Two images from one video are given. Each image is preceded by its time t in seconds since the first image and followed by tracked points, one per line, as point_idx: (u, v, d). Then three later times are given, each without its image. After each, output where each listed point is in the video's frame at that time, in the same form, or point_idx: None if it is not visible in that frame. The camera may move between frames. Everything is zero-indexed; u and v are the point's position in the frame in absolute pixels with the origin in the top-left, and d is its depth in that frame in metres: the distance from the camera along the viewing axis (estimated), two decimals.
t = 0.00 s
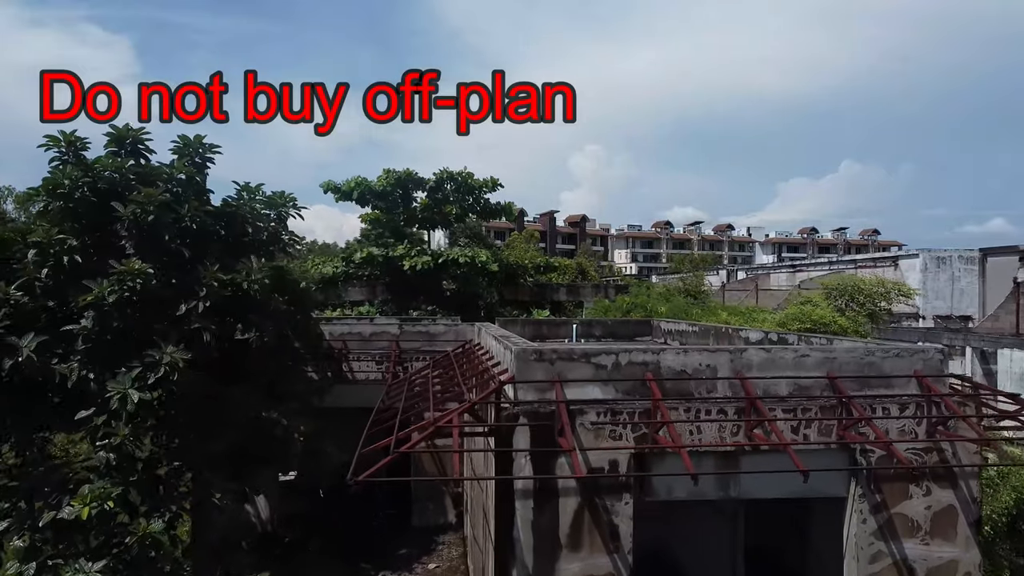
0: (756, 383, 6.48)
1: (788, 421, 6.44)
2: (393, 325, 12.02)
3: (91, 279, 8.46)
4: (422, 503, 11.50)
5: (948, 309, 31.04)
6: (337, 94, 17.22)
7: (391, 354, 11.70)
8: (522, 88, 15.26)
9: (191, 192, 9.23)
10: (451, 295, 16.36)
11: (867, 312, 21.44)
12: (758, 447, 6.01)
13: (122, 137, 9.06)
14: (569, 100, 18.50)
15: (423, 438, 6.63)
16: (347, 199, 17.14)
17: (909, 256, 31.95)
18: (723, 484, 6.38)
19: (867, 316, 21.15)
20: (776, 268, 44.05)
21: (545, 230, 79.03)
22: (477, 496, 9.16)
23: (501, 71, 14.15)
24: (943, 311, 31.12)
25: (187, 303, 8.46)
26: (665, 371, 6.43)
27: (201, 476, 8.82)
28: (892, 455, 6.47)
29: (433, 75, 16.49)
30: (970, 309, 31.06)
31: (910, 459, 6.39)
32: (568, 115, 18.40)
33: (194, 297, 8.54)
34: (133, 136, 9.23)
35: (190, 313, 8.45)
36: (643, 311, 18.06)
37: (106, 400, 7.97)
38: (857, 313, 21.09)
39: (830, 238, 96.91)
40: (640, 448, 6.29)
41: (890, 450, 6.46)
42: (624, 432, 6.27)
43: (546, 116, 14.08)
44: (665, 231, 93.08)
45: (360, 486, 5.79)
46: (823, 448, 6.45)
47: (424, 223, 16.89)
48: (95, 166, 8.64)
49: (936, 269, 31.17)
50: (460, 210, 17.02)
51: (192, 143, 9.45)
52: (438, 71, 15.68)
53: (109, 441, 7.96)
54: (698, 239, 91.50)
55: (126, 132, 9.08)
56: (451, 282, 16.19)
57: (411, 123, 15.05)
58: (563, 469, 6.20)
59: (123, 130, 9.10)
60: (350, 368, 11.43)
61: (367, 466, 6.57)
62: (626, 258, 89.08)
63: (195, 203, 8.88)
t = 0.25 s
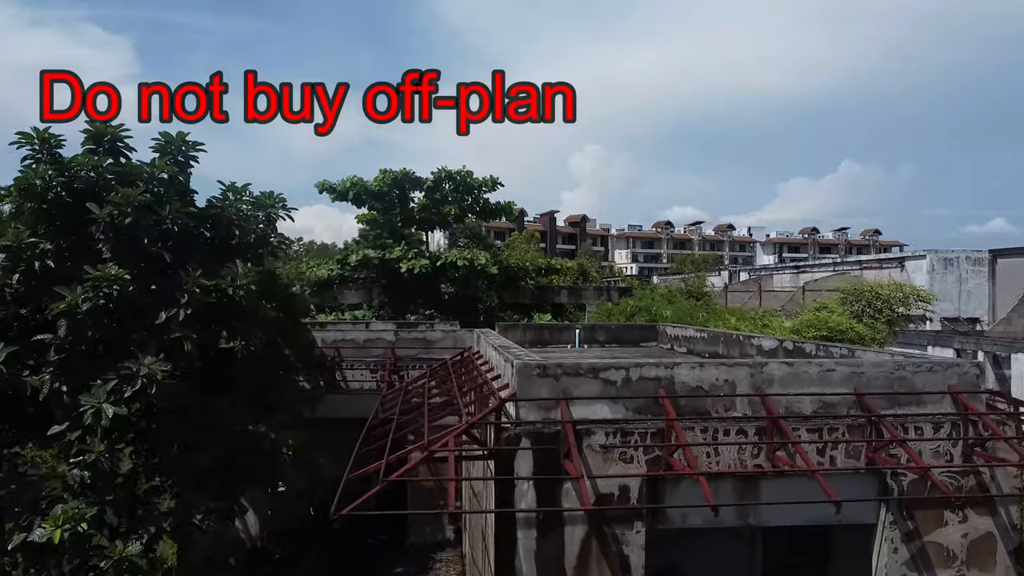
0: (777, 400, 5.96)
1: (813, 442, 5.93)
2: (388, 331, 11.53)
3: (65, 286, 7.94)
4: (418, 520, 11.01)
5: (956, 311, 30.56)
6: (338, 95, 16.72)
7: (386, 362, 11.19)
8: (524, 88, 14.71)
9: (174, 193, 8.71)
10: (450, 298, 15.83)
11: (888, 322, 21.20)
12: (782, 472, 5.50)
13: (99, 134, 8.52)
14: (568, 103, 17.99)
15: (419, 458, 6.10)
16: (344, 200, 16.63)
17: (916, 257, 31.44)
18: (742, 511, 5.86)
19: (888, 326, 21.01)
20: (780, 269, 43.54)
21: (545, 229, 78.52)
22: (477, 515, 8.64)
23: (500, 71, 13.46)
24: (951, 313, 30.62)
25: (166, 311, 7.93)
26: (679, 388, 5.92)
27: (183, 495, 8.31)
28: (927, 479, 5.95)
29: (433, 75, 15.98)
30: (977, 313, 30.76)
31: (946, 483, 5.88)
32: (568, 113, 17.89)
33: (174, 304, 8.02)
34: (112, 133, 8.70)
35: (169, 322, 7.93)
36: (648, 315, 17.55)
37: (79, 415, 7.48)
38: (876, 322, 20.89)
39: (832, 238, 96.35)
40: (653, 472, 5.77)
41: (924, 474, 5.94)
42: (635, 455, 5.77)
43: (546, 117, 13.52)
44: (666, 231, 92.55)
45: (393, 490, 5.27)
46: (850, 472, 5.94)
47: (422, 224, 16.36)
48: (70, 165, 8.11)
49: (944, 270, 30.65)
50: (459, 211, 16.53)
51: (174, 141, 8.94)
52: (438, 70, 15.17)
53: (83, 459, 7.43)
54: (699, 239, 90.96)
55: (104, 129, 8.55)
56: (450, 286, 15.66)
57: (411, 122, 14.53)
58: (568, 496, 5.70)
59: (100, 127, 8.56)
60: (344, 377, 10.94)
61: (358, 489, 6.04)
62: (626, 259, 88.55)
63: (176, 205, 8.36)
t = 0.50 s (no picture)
0: (801, 434, 5.47)
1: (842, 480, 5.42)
2: (383, 344, 10.98)
3: (36, 301, 7.46)
4: (415, 543, 10.53)
5: (964, 315, 30.06)
6: (337, 95, 16.24)
7: (381, 377, 10.66)
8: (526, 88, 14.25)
9: (154, 202, 8.22)
10: (448, 307, 15.39)
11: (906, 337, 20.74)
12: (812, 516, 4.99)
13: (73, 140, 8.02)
14: (569, 103, 17.63)
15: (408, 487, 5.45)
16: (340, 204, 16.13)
17: (923, 260, 30.92)
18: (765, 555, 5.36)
19: (905, 338, 20.53)
20: (783, 271, 43.05)
21: (545, 230, 78.06)
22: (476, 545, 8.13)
23: (501, 71, 13.10)
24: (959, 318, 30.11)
25: (144, 329, 7.43)
26: (696, 419, 5.43)
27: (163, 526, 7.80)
28: (966, 520, 5.45)
29: (433, 74, 15.46)
30: (985, 317, 30.32)
31: (988, 526, 5.38)
32: (567, 114, 17.39)
33: (153, 322, 7.52)
34: (88, 139, 8.20)
35: (147, 342, 7.43)
36: (652, 323, 17.03)
37: (50, 443, 6.93)
38: (894, 336, 20.37)
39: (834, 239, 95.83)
40: (667, 513, 5.28)
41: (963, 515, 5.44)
42: (648, 494, 5.27)
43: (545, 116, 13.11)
44: (667, 231, 92.06)
45: (396, 523, 4.66)
46: (883, 513, 5.43)
47: (420, 230, 15.84)
48: (42, 174, 7.63)
49: (951, 274, 30.13)
50: (458, 215, 16.04)
51: (154, 146, 8.44)
52: (439, 70, 14.67)
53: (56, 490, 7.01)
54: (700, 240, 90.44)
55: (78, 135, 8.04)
56: (448, 294, 15.22)
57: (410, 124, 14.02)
58: (575, 539, 5.21)
59: (75, 132, 8.05)
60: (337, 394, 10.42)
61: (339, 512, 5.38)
62: (627, 259, 88.06)
63: (156, 215, 7.86)
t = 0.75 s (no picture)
0: (832, 481, 4.99)
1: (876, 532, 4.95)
2: (378, 363, 10.51)
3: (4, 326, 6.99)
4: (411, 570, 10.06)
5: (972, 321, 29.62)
6: (338, 95, 15.78)
7: (375, 398, 10.18)
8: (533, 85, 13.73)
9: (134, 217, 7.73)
10: (446, 319, 14.88)
11: (928, 356, 19.50)
12: None
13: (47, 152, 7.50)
14: (568, 102, 17.06)
15: (397, 542, 4.91)
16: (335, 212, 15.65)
17: (930, 266, 30.46)
18: None
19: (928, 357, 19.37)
20: (786, 275, 42.62)
21: (544, 231, 77.59)
22: None
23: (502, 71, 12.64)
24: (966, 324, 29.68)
25: (119, 356, 6.94)
26: (717, 466, 4.94)
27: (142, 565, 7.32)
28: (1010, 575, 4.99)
29: (433, 74, 14.95)
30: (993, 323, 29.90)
31: None
32: (568, 115, 16.92)
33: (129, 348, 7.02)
34: (63, 150, 7.68)
35: (123, 369, 6.94)
36: (657, 334, 16.51)
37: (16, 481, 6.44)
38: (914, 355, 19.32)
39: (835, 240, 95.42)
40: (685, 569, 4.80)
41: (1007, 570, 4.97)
42: (664, 549, 4.79)
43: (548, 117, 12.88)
44: (667, 232, 91.63)
45: None
46: (920, 567, 4.96)
47: (417, 238, 15.40)
48: (11, 189, 7.14)
49: (959, 280, 29.70)
50: (457, 223, 15.61)
51: (133, 158, 7.96)
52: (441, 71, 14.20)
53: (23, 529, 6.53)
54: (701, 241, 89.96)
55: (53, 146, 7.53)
56: (447, 305, 14.67)
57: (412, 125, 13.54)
58: None
59: (49, 143, 7.54)
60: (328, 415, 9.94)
61: (318, 569, 4.87)
62: (627, 261, 87.57)
63: (133, 232, 7.37)
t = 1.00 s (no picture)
0: (867, 539, 4.51)
1: None
2: (372, 384, 10.03)
3: None
4: None
5: (979, 327, 29.23)
6: (337, 94, 15.28)
7: (369, 421, 9.71)
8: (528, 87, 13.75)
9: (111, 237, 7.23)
10: (444, 333, 14.39)
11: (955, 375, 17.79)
12: None
13: (18, 168, 7.09)
14: (568, 102, 16.86)
15: None
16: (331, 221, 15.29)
17: (937, 271, 30.03)
18: None
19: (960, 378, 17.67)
20: (788, 279, 42.21)
21: (544, 232, 77.09)
22: None
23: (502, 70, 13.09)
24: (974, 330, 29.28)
25: (90, 386, 6.44)
26: (740, 524, 4.48)
27: None
28: None
29: (433, 72, 14.11)
30: (1002, 330, 29.50)
31: None
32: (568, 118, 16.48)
33: (101, 377, 6.54)
34: (36, 166, 7.24)
35: (95, 400, 6.44)
36: (663, 348, 15.93)
37: None
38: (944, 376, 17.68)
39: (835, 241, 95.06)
40: None
41: None
42: None
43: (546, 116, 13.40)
44: (667, 233, 91.09)
45: None
46: None
47: (415, 248, 15.04)
48: None
49: (966, 285, 29.25)
50: (455, 233, 15.04)
51: (108, 174, 7.47)
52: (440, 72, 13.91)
53: None
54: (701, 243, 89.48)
55: (22, 162, 7.09)
56: (445, 319, 14.13)
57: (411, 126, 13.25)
58: None
59: (19, 159, 7.09)
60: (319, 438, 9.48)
61: None
62: (627, 262, 87.08)
63: (108, 252, 6.88)
